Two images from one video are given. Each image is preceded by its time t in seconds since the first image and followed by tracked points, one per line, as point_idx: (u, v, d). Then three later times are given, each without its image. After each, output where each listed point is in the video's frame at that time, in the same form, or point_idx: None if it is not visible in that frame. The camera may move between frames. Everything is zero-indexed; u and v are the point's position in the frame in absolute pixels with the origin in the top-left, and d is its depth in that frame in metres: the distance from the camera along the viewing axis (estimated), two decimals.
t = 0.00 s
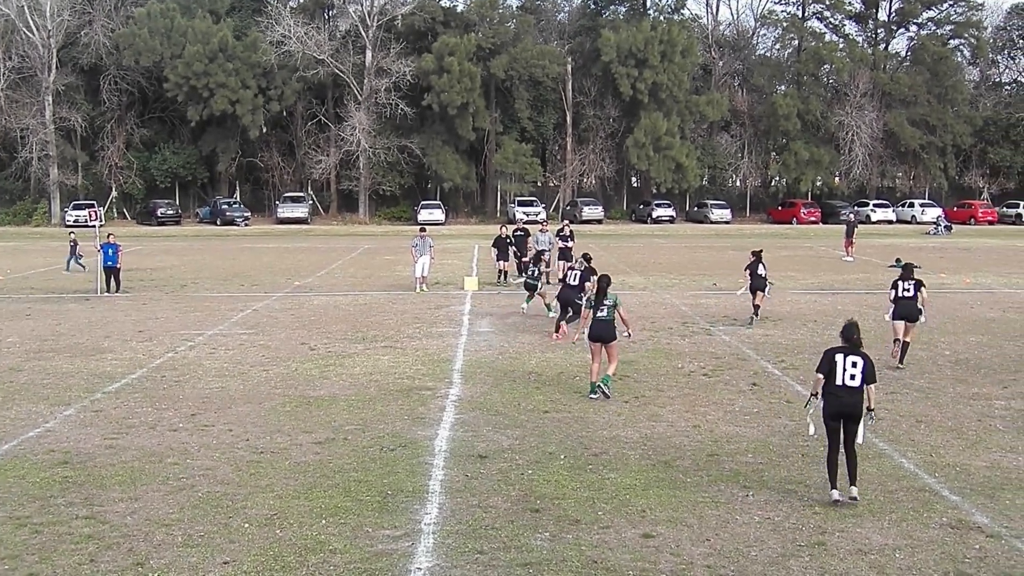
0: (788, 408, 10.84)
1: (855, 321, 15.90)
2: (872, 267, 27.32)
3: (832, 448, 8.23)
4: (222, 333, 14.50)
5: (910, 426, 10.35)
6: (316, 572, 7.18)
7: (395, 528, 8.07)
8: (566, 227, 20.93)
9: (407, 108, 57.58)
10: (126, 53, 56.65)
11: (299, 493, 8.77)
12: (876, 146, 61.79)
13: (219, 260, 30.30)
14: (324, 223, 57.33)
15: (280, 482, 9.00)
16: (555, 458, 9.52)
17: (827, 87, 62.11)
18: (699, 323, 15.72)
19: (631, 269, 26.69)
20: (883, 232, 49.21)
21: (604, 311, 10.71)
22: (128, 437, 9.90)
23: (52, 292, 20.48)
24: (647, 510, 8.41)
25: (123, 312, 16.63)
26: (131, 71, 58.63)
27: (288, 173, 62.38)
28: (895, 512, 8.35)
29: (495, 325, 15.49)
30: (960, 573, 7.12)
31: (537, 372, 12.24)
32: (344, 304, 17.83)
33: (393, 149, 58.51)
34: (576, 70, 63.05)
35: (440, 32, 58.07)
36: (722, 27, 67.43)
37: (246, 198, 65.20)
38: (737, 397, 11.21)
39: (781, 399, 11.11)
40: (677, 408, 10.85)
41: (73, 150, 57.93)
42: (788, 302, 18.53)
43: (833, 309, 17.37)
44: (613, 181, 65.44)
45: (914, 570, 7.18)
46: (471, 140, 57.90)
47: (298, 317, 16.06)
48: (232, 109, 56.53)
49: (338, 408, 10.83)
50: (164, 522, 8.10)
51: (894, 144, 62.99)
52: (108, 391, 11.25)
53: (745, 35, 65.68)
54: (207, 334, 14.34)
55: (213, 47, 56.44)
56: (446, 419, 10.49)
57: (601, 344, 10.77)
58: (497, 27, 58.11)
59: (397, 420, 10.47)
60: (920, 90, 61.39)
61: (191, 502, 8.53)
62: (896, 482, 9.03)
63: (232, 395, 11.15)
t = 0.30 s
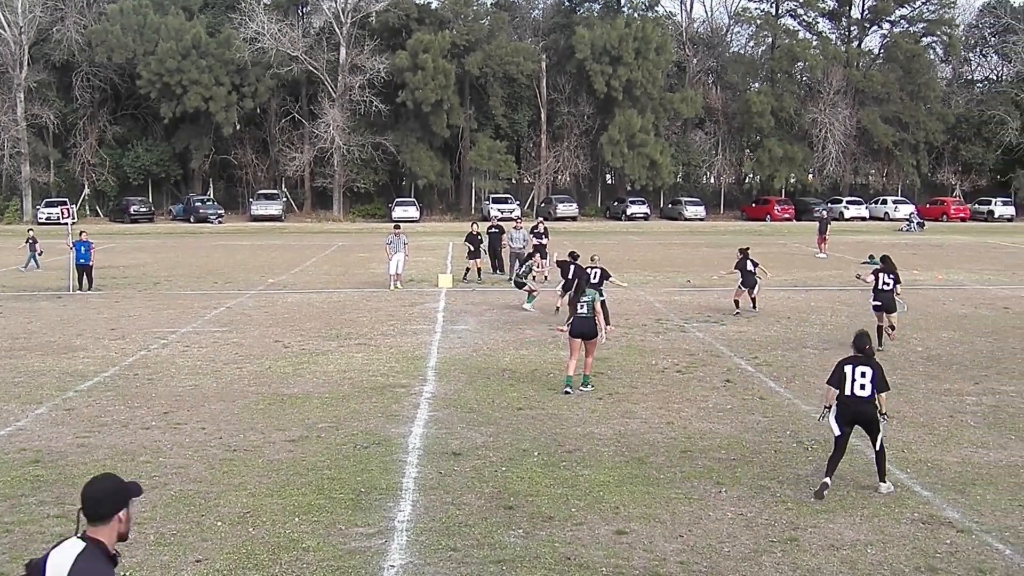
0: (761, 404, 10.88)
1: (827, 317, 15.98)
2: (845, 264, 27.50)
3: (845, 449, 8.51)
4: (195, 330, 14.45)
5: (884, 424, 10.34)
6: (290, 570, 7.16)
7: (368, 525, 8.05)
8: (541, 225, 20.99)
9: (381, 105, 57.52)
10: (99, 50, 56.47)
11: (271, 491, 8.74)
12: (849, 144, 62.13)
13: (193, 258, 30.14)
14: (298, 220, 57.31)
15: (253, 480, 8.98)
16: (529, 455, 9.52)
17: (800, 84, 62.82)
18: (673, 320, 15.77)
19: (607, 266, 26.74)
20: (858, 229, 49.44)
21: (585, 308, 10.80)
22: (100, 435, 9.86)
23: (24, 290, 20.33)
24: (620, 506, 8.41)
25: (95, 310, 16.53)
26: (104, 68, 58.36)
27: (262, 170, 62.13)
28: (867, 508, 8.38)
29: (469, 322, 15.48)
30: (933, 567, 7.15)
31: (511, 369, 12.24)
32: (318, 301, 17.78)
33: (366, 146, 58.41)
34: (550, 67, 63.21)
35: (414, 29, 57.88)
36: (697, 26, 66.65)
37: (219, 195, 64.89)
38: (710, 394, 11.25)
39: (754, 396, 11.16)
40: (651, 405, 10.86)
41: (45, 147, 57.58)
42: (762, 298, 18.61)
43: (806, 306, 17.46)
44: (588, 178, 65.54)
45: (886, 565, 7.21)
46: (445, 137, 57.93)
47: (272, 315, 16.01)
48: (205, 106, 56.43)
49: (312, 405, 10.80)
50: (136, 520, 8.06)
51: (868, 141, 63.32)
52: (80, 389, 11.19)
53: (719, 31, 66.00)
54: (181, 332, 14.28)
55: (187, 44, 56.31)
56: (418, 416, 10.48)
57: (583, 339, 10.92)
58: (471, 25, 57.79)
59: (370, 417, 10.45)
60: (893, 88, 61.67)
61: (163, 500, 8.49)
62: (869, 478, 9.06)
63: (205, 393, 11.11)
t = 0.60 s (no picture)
0: (727, 399, 10.91)
1: (792, 312, 16.07)
2: (812, 258, 27.68)
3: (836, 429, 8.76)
4: (161, 327, 14.36)
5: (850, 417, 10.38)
6: (256, 567, 7.12)
7: (334, 522, 8.02)
8: (509, 220, 21.02)
9: (347, 100, 57.31)
10: (62, 44, 56.08)
11: (238, 487, 8.70)
12: (815, 139, 62.47)
13: (161, 254, 29.94)
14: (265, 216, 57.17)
15: (219, 477, 8.92)
16: (495, 450, 9.51)
17: (767, 80, 63.07)
18: (640, 315, 15.80)
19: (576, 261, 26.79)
20: (827, 224, 49.72)
21: (556, 300, 10.98)
22: (64, 432, 9.78)
23: None
24: (587, 501, 8.41)
25: (60, 307, 16.38)
26: (68, 62, 57.78)
27: (228, 165, 61.77)
28: (832, 501, 8.42)
29: (437, 318, 15.46)
30: (898, 560, 7.19)
31: (477, 364, 12.22)
32: (286, 298, 17.71)
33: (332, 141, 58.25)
34: (517, 62, 63.11)
35: (381, 24, 57.24)
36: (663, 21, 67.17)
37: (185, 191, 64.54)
38: (677, 389, 11.27)
39: (721, 390, 11.19)
40: (618, 399, 10.88)
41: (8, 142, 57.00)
42: (729, 293, 18.69)
43: (772, 300, 17.54)
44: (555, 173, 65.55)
45: (852, 558, 7.25)
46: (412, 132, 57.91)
47: (238, 310, 15.93)
48: (171, 100, 56.03)
49: (278, 401, 10.75)
50: (100, 517, 8.01)
51: (833, 136, 63.63)
52: (43, 386, 11.10)
53: (685, 28, 66.41)
54: (147, 328, 14.19)
55: (151, 38, 55.88)
56: (384, 411, 10.46)
57: (555, 331, 11.06)
58: (438, 19, 57.91)
59: (336, 413, 10.42)
60: (859, 83, 61.99)
61: (127, 498, 8.43)
62: (835, 471, 9.10)
63: (170, 389, 11.06)
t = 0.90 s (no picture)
0: (702, 392, 10.95)
1: (766, 306, 16.13)
2: (788, 252, 27.79)
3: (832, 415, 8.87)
4: (136, 322, 14.30)
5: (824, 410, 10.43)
6: (231, 563, 7.11)
7: (309, 517, 8.01)
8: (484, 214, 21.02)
9: (322, 95, 57.12)
10: (35, 38, 55.88)
11: (213, 483, 8.69)
12: (789, 133, 62.70)
13: (138, 249, 29.78)
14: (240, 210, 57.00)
15: (194, 473, 8.90)
16: (471, 445, 9.51)
17: (742, 75, 63.22)
18: (615, 309, 15.83)
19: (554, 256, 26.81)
20: (804, 218, 49.97)
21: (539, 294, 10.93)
22: (36, 428, 9.73)
23: None
24: (562, 495, 8.42)
25: (34, 303, 16.27)
26: (40, 56, 57.40)
27: (203, 160, 61.41)
28: (806, 494, 8.47)
29: (413, 312, 15.47)
30: (872, 552, 7.24)
31: (453, 359, 12.23)
32: (262, 293, 17.65)
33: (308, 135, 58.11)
34: (492, 56, 63.02)
35: (355, 18, 56.65)
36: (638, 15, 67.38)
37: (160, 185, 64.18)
38: (653, 382, 11.32)
39: (697, 384, 11.24)
40: (593, 394, 10.90)
41: None
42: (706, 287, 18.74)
43: (748, 294, 17.59)
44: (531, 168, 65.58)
45: (827, 551, 7.29)
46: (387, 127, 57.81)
47: (213, 306, 15.87)
48: (144, 95, 55.67)
49: (253, 397, 10.73)
50: (75, 514, 7.97)
51: (808, 131, 63.88)
52: (16, 382, 11.03)
53: (660, 21, 66.29)
54: (122, 324, 14.12)
55: (125, 32, 55.67)
56: (360, 406, 10.45)
57: (538, 326, 11.03)
58: (413, 14, 57.94)
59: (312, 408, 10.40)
60: (833, 78, 62.23)
61: (102, 494, 8.40)
62: (810, 463, 9.15)
63: (145, 385, 11.02)
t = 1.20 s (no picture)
0: (699, 386, 10.97)
1: (762, 299, 16.17)
2: (785, 246, 27.84)
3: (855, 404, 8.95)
4: (133, 317, 14.30)
5: (821, 403, 10.46)
6: (230, 557, 7.13)
7: (308, 511, 8.03)
8: (482, 208, 21.07)
9: (319, 89, 57.04)
10: (30, 33, 55.77)
11: (211, 477, 8.71)
12: (785, 127, 62.74)
13: (134, 244, 29.74)
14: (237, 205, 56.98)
15: (191, 467, 8.91)
16: (468, 439, 9.53)
17: (738, 68, 63.23)
18: (612, 302, 15.87)
19: (551, 249, 26.86)
20: (800, 211, 50.02)
21: (555, 291, 10.72)
22: (34, 423, 9.73)
23: None
24: (560, 489, 8.45)
25: (32, 297, 16.27)
26: (35, 51, 57.25)
27: (198, 155, 61.23)
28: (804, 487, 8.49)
29: (410, 306, 15.49)
30: (871, 545, 7.26)
31: (450, 353, 12.25)
32: (259, 287, 17.66)
33: (303, 130, 58.04)
34: (488, 51, 62.97)
35: (351, 12, 56.73)
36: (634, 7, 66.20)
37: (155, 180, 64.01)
38: (650, 376, 11.34)
39: (694, 377, 11.27)
40: (591, 387, 10.92)
41: None
42: (702, 280, 18.78)
43: (745, 288, 17.64)
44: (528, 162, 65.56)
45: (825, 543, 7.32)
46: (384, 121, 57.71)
47: (210, 300, 15.88)
48: (141, 89, 55.56)
49: (251, 391, 10.75)
50: (73, 509, 7.98)
51: (804, 124, 63.95)
52: (13, 377, 11.04)
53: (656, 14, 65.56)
54: (119, 319, 14.13)
55: (120, 27, 55.44)
56: (358, 401, 10.46)
57: (550, 322, 10.81)
58: (408, 8, 57.60)
59: (309, 403, 10.40)
60: (829, 71, 62.23)
61: (100, 488, 8.41)
62: (807, 457, 9.18)
63: (142, 379, 11.04)
